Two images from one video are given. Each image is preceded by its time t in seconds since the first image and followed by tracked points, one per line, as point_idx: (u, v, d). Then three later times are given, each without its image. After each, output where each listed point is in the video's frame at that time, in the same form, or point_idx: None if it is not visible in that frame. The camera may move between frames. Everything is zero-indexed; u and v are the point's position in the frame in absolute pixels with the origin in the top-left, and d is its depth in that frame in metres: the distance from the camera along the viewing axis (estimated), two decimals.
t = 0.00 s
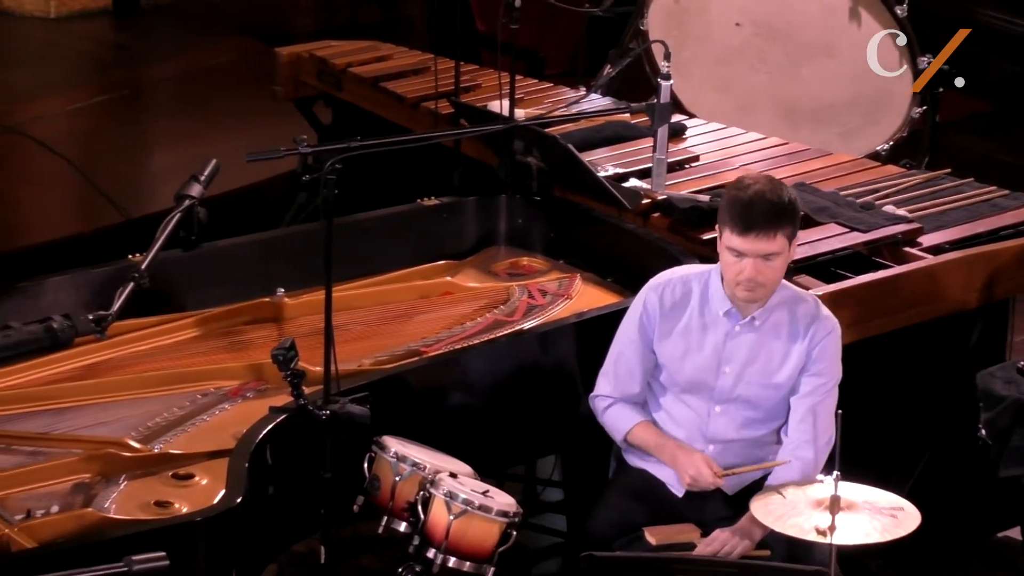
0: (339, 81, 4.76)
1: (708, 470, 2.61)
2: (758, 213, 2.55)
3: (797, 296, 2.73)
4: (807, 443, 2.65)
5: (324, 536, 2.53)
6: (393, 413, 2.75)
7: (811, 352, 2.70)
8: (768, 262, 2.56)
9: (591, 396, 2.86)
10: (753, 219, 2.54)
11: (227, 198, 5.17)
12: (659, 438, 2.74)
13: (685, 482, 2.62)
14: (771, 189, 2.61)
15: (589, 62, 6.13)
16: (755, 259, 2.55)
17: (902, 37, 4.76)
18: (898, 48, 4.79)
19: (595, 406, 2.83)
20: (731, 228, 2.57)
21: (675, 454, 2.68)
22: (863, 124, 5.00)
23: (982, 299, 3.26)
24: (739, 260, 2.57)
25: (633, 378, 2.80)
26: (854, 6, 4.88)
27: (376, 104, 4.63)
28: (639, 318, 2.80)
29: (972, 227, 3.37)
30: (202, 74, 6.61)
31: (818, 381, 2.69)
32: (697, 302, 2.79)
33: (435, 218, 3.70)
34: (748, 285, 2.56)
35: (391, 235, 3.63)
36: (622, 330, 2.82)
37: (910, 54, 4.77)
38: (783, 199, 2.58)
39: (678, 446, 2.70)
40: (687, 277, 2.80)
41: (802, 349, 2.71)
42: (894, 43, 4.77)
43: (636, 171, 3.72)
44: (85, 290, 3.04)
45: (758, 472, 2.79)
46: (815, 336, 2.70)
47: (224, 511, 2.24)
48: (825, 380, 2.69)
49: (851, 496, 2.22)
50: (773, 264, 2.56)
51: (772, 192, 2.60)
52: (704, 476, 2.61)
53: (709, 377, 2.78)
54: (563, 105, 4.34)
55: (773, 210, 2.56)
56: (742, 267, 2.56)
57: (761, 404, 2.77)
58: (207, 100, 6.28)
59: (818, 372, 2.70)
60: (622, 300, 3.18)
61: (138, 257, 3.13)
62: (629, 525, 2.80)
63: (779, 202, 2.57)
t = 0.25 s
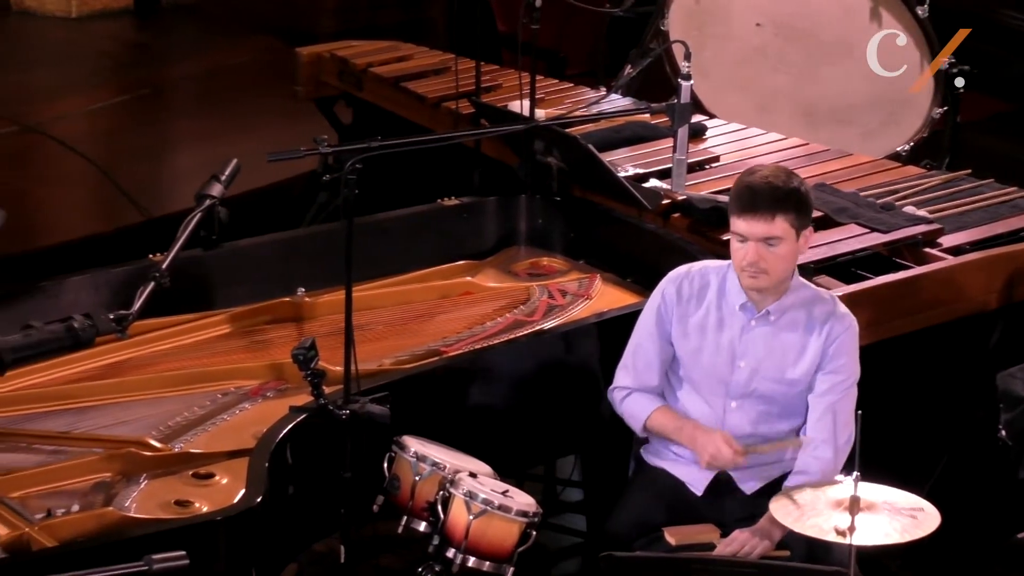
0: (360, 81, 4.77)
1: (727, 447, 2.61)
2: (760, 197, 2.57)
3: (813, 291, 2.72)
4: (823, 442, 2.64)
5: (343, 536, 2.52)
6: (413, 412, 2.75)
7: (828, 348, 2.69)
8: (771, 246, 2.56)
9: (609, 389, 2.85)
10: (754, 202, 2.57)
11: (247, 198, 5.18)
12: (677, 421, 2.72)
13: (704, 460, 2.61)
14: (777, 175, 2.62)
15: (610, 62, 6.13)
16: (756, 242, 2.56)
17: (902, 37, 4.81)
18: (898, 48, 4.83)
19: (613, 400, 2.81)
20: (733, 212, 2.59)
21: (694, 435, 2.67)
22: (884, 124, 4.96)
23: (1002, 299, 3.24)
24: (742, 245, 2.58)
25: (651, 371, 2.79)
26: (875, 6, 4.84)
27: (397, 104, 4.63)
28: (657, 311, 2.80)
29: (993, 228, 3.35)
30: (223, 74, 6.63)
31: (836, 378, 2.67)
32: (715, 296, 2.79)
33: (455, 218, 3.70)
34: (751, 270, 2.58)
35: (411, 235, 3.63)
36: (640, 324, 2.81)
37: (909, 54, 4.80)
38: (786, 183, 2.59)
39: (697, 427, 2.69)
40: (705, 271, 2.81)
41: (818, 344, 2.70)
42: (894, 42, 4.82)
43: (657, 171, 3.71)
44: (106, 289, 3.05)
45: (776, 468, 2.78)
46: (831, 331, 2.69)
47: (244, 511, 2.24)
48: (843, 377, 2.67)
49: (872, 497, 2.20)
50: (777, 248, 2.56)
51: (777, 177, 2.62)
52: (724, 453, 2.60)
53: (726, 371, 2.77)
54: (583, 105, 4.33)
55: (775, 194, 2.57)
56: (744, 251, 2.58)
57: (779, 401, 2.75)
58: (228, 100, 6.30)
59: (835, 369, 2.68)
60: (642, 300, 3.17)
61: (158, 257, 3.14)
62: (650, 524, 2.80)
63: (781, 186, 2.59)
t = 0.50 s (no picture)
0: (381, 80, 4.77)
1: (749, 487, 2.61)
2: (795, 223, 2.51)
3: (836, 296, 2.69)
4: (842, 443, 2.63)
5: (363, 536, 2.52)
6: (433, 412, 2.75)
7: (850, 352, 2.68)
8: (806, 269, 2.53)
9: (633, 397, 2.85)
10: (790, 229, 2.51)
11: (268, 197, 5.19)
12: (699, 456, 2.70)
13: (727, 499, 2.61)
14: (809, 193, 2.56)
15: (631, 62, 6.11)
16: (792, 267, 2.53)
17: (902, 37, 4.83)
18: (898, 48, 4.85)
19: (637, 410, 2.80)
20: (768, 237, 2.54)
21: (715, 474, 2.65)
22: (904, 124, 4.91)
23: None
24: (776, 268, 2.55)
25: (674, 379, 2.78)
26: (896, 6, 4.79)
27: (418, 104, 4.64)
28: (679, 319, 2.78)
29: (1016, 228, 3.33)
30: (243, 74, 6.65)
31: (857, 381, 2.66)
32: (737, 303, 2.77)
33: (476, 217, 3.70)
34: (786, 291, 2.55)
35: (431, 235, 3.63)
36: (663, 332, 2.79)
37: (909, 54, 4.82)
38: (818, 203, 2.53)
39: (718, 468, 2.67)
40: (726, 277, 2.78)
41: (841, 349, 2.68)
42: (894, 42, 4.84)
43: (677, 171, 3.70)
44: (126, 288, 3.06)
45: (797, 471, 2.79)
46: (854, 336, 2.67)
47: (263, 510, 2.24)
48: (864, 380, 2.66)
49: (892, 498, 2.18)
50: (812, 271, 2.53)
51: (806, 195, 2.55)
52: (745, 493, 2.60)
53: (749, 377, 2.77)
54: (604, 105, 4.32)
55: (809, 217, 2.52)
56: (780, 275, 2.54)
57: (801, 404, 2.75)
58: (250, 100, 6.31)
59: (857, 371, 2.67)
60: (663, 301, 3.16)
61: (179, 256, 3.15)
62: (668, 525, 2.80)
63: (814, 209, 2.53)
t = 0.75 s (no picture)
0: (401, 80, 4.78)
1: (771, 460, 2.60)
2: (812, 224, 2.50)
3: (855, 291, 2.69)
4: (863, 438, 2.62)
5: (383, 536, 2.52)
6: (453, 413, 2.75)
7: (870, 346, 2.67)
8: (823, 268, 2.52)
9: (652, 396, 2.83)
10: (806, 230, 2.50)
11: (288, 197, 5.20)
12: (719, 433, 2.70)
13: (748, 474, 2.60)
14: (825, 191, 2.54)
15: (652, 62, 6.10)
16: (808, 266, 2.52)
17: (902, 37, 4.85)
18: (898, 47, 4.87)
19: (657, 408, 2.79)
20: (784, 236, 2.53)
21: (736, 449, 2.66)
22: (925, 125, 4.88)
23: None
24: (792, 265, 2.54)
25: (694, 378, 2.77)
26: (918, 7, 4.73)
27: (438, 104, 4.64)
28: (699, 317, 2.77)
29: None
30: (263, 75, 6.67)
31: (877, 376, 2.65)
32: (757, 300, 2.76)
33: (496, 217, 3.69)
34: (803, 288, 2.55)
35: (451, 235, 3.63)
36: (682, 330, 2.78)
37: (909, 53, 4.85)
38: (835, 202, 2.52)
39: (739, 440, 2.68)
40: (745, 274, 2.78)
41: (860, 343, 2.68)
42: (894, 42, 4.87)
43: (698, 172, 3.69)
44: (147, 288, 3.07)
45: (816, 469, 2.77)
46: (873, 331, 2.67)
47: (283, 510, 2.24)
48: (884, 374, 2.65)
49: (912, 498, 2.17)
50: (828, 268, 2.53)
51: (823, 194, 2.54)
52: (768, 467, 2.59)
53: (769, 374, 2.76)
54: (624, 105, 4.32)
55: (826, 217, 2.50)
56: (796, 273, 2.54)
57: (821, 400, 2.74)
58: (271, 100, 6.33)
59: (877, 366, 2.66)
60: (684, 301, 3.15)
61: (199, 255, 3.16)
62: (686, 526, 2.79)
63: (830, 208, 2.51)
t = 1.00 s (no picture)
0: (421, 80, 4.79)
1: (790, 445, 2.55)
2: (832, 216, 2.50)
3: (876, 299, 2.66)
4: (884, 446, 2.60)
5: (402, 536, 2.52)
6: (473, 413, 2.75)
7: (891, 355, 2.64)
8: (840, 266, 2.50)
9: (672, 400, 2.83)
10: (826, 222, 2.50)
11: (308, 197, 5.21)
12: (744, 435, 2.70)
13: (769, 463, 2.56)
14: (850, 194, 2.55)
15: (672, 63, 6.09)
16: (825, 260, 2.50)
17: (902, 37, 4.93)
18: (899, 48, 4.95)
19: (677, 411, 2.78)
20: (804, 228, 2.53)
21: (760, 447, 2.64)
22: (946, 126, 4.90)
23: None
24: (811, 261, 2.53)
25: (715, 381, 2.76)
26: (938, 7, 4.79)
27: (458, 104, 4.64)
28: (720, 320, 2.76)
29: None
30: (284, 75, 6.68)
31: (898, 384, 2.63)
32: (778, 305, 2.75)
33: (516, 217, 3.69)
34: (820, 286, 2.52)
35: (471, 235, 3.63)
36: (703, 333, 2.78)
37: (909, 54, 4.93)
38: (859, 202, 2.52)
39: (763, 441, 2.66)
40: (767, 278, 2.77)
41: (881, 352, 2.65)
42: (894, 42, 4.94)
43: (718, 172, 3.68)
44: (167, 287, 3.08)
45: (837, 472, 2.77)
46: (895, 339, 2.64)
47: (303, 509, 2.24)
48: (905, 382, 2.63)
49: (932, 499, 2.15)
50: (846, 267, 2.51)
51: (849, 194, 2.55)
52: (788, 454, 2.54)
53: (789, 379, 2.75)
54: (644, 105, 4.31)
55: (849, 214, 2.51)
56: (814, 268, 2.52)
57: (841, 407, 2.72)
58: (292, 99, 6.35)
59: (898, 374, 2.63)
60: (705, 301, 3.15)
61: (219, 255, 3.17)
62: (706, 526, 2.79)
63: (854, 207, 2.52)
